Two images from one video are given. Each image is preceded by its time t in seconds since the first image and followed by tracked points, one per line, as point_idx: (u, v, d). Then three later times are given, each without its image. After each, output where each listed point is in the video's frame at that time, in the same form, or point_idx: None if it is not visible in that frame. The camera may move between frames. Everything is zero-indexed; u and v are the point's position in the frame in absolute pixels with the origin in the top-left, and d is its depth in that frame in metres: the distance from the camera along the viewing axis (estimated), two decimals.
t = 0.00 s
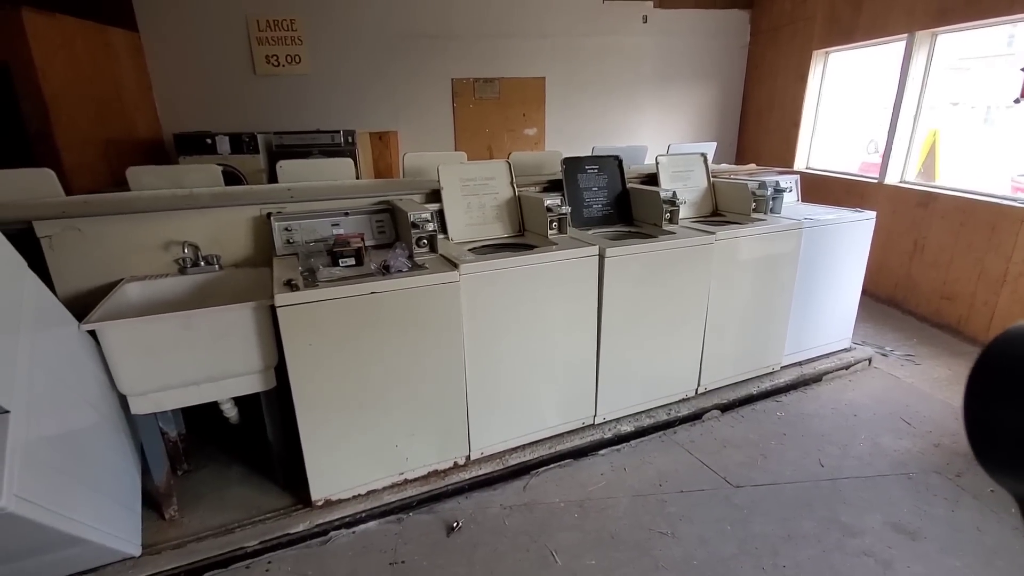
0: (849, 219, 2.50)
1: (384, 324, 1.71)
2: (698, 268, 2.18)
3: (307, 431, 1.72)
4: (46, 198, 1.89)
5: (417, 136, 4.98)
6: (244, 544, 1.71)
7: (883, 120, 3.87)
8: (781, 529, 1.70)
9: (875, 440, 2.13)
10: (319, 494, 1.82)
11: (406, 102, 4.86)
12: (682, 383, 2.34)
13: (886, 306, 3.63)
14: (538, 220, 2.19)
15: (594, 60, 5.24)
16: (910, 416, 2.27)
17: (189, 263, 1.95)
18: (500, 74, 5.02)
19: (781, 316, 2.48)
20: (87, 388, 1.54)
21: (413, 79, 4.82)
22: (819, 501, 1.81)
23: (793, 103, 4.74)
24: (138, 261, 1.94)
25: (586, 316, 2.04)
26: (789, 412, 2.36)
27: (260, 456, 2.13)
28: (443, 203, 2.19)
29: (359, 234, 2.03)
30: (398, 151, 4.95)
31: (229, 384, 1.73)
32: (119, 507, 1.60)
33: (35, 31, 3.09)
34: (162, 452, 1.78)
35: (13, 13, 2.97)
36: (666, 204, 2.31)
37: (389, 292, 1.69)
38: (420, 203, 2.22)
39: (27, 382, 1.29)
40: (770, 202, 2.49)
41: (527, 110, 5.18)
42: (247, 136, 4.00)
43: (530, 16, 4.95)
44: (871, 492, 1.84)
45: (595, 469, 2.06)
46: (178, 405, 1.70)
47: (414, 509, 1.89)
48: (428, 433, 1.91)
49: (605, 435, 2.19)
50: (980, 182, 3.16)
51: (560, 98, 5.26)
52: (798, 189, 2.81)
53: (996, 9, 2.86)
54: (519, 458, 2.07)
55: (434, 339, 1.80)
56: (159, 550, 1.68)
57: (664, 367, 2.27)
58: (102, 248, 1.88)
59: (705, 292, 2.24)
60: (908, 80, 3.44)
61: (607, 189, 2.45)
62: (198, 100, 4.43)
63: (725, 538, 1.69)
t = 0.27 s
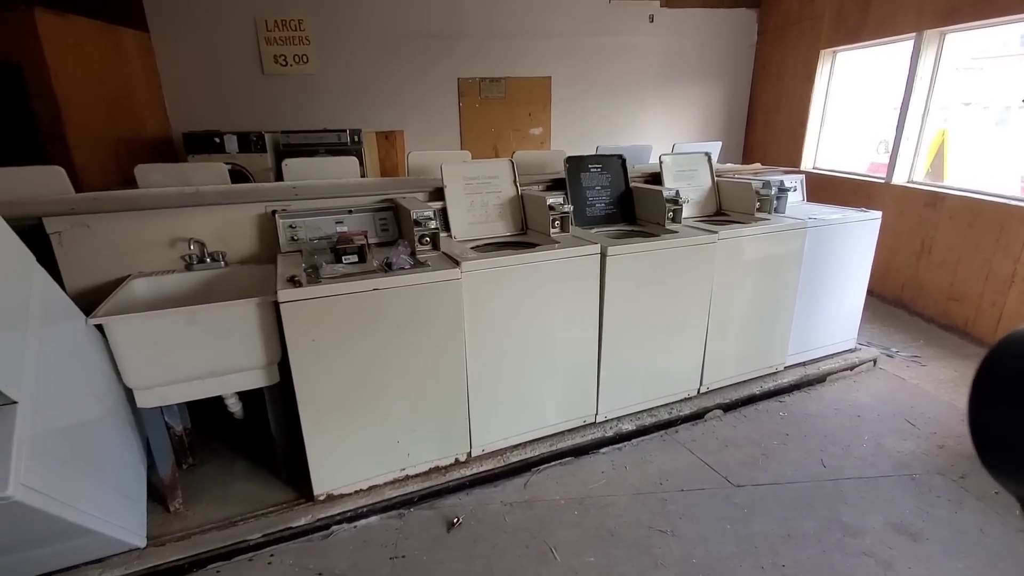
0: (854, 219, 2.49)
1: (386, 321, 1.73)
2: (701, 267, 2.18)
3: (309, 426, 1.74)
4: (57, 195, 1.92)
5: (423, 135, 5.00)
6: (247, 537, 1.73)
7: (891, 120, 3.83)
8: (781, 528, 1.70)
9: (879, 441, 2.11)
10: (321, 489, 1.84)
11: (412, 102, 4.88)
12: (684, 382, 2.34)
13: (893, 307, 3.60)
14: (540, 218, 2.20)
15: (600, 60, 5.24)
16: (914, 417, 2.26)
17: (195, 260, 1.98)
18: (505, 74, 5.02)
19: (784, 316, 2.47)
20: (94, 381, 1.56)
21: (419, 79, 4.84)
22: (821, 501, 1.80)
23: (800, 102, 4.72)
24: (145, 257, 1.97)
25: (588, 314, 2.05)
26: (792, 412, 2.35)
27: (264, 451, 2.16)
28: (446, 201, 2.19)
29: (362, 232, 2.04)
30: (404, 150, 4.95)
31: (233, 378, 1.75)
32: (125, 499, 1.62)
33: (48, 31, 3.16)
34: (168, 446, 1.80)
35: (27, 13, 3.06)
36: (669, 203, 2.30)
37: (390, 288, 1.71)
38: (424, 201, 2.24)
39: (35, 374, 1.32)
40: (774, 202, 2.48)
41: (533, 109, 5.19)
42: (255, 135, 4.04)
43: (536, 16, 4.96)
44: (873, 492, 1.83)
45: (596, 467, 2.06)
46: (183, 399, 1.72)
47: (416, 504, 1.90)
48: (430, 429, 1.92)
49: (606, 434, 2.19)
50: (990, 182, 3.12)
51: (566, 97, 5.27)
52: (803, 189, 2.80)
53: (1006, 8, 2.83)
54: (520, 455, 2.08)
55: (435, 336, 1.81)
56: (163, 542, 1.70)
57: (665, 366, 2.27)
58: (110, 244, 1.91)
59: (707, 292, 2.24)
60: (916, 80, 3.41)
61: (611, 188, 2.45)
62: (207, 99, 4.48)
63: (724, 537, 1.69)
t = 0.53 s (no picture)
0: (857, 219, 2.47)
1: (385, 319, 1.73)
2: (702, 267, 2.17)
3: (308, 423, 1.74)
4: (59, 193, 1.94)
5: (426, 134, 5.00)
6: (245, 534, 1.73)
7: (895, 119, 3.81)
8: (780, 529, 1.69)
9: (880, 442, 2.10)
10: (320, 487, 1.84)
11: (415, 101, 4.88)
12: (685, 382, 2.33)
13: (897, 308, 3.58)
14: (540, 217, 2.20)
15: (603, 59, 5.23)
16: (917, 418, 2.24)
17: (196, 258, 1.99)
18: (508, 73, 5.02)
19: (786, 316, 2.46)
20: (94, 378, 1.57)
21: (421, 78, 4.84)
22: (821, 502, 1.79)
23: (804, 102, 4.69)
24: (146, 255, 1.98)
25: (587, 313, 2.04)
26: (794, 413, 2.33)
27: (264, 449, 2.16)
28: (446, 200, 2.19)
29: (362, 230, 2.04)
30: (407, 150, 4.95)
31: (232, 376, 1.75)
32: (124, 495, 1.63)
33: (53, 31, 3.18)
34: (168, 443, 1.81)
35: (33, 13, 3.08)
36: (669, 203, 2.29)
37: (389, 286, 1.70)
38: (424, 199, 2.23)
39: (33, 370, 1.32)
40: (776, 201, 2.47)
41: (536, 109, 5.18)
42: (258, 134, 4.06)
43: (539, 15, 4.95)
44: (874, 494, 1.82)
45: (595, 467, 2.06)
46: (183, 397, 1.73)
47: (414, 503, 1.90)
48: (428, 428, 1.92)
49: (606, 433, 2.18)
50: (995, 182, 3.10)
51: (569, 97, 5.26)
52: (805, 189, 2.79)
53: (1011, 7, 2.80)
54: (519, 454, 2.07)
55: (434, 335, 1.81)
56: (163, 538, 1.71)
57: (666, 366, 2.26)
58: (111, 242, 1.92)
59: (708, 291, 2.23)
60: (920, 79, 3.39)
61: (611, 187, 2.45)
62: (211, 99, 4.49)
63: (723, 538, 1.68)
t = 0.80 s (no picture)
0: (860, 219, 2.46)
1: (385, 319, 1.73)
2: (704, 267, 2.17)
3: (309, 422, 1.75)
4: (64, 193, 1.95)
5: (428, 134, 5.01)
6: (247, 532, 1.74)
7: (900, 119, 3.79)
8: (782, 530, 1.69)
9: (883, 443, 2.09)
10: (321, 485, 1.85)
11: (418, 101, 4.89)
12: (686, 382, 2.33)
13: (901, 308, 3.56)
14: (542, 217, 2.20)
15: (606, 59, 5.22)
16: (920, 419, 2.23)
17: (199, 257, 2.01)
18: (511, 73, 5.02)
19: (789, 317, 2.45)
20: (97, 376, 1.58)
21: (424, 79, 4.85)
22: (823, 503, 1.79)
23: (808, 102, 4.68)
24: (150, 255, 1.99)
25: (589, 313, 2.04)
26: (796, 413, 2.33)
27: (266, 447, 2.17)
28: (448, 200, 2.20)
29: (364, 230, 2.05)
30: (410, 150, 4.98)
31: (234, 375, 1.76)
32: (128, 492, 1.64)
33: (59, 31, 3.20)
34: (171, 441, 1.82)
35: (39, 14, 3.11)
36: (671, 202, 2.29)
37: (390, 286, 1.71)
38: (425, 199, 2.24)
39: (36, 369, 1.33)
40: (778, 201, 2.46)
41: (539, 109, 5.18)
42: (262, 134, 4.08)
43: (542, 15, 4.95)
44: (876, 494, 1.81)
45: (596, 466, 2.06)
46: (185, 395, 1.74)
47: (415, 502, 1.91)
48: (430, 428, 1.93)
49: (607, 433, 2.18)
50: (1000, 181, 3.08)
51: (572, 97, 5.25)
52: (808, 189, 2.78)
53: (1016, 5, 2.79)
54: (520, 454, 2.08)
55: (436, 334, 1.82)
56: (165, 536, 1.72)
57: (667, 366, 2.26)
58: (114, 242, 1.93)
59: (710, 291, 2.22)
60: (925, 79, 3.38)
61: (613, 187, 2.45)
62: (215, 99, 4.52)
63: (724, 538, 1.68)
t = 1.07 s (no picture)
0: (863, 219, 2.46)
1: (387, 318, 1.74)
2: (706, 267, 2.16)
3: (311, 421, 1.75)
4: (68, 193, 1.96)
5: (431, 134, 5.02)
6: (250, 530, 1.75)
7: (904, 118, 3.78)
8: (783, 530, 1.68)
9: (886, 443, 2.08)
10: (324, 484, 1.85)
11: (421, 101, 4.90)
12: (688, 382, 2.33)
13: (904, 308, 3.55)
14: (544, 217, 2.20)
15: (609, 59, 5.21)
16: (923, 419, 2.22)
17: (202, 257, 2.02)
18: (514, 73, 5.02)
19: (791, 317, 2.44)
20: (101, 375, 1.59)
21: (427, 79, 4.86)
22: (825, 503, 1.78)
23: (811, 101, 4.66)
24: (153, 254, 2.00)
25: (590, 313, 2.04)
26: (799, 413, 2.32)
27: (268, 446, 2.18)
28: (450, 200, 2.20)
29: (366, 230, 2.06)
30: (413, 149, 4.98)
31: (237, 374, 1.77)
32: (131, 490, 1.65)
33: (63, 32, 3.22)
34: (174, 440, 1.83)
35: (44, 15, 3.13)
36: (673, 202, 2.29)
37: (392, 285, 1.71)
38: (428, 199, 2.24)
39: (40, 367, 1.34)
40: (781, 201, 2.46)
41: (541, 108, 5.18)
42: (265, 134, 4.09)
43: (545, 15, 4.95)
44: (879, 495, 1.80)
45: (598, 466, 2.06)
46: (188, 394, 1.75)
47: (417, 501, 1.91)
48: (431, 427, 1.93)
49: (608, 433, 2.18)
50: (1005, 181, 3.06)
51: (575, 97, 5.25)
52: (811, 188, 2.77)
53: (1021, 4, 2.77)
54: (522, 453, 2.08)
55: (437, 333, 1.82)
56: (168, 534, 1.73)
57: (669, 366, 2.26)
58: (118, 241, 1.94)
59: (712, 291, 2.22)
60: (929, 78, 3.37)
61: (615, 187, 2.45)
62: (219, 99, 4.53)
63: (726, 538, 1.67)
